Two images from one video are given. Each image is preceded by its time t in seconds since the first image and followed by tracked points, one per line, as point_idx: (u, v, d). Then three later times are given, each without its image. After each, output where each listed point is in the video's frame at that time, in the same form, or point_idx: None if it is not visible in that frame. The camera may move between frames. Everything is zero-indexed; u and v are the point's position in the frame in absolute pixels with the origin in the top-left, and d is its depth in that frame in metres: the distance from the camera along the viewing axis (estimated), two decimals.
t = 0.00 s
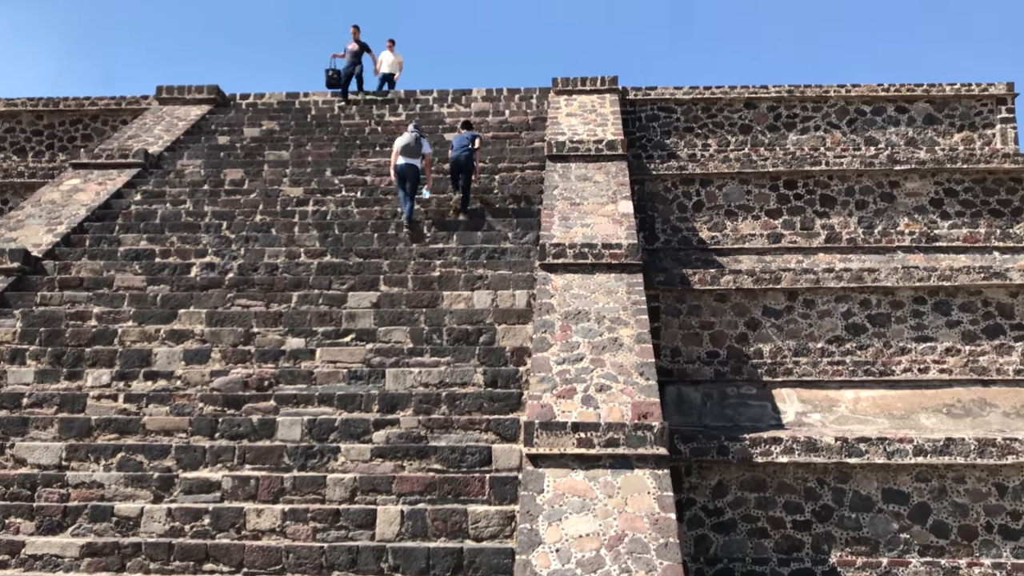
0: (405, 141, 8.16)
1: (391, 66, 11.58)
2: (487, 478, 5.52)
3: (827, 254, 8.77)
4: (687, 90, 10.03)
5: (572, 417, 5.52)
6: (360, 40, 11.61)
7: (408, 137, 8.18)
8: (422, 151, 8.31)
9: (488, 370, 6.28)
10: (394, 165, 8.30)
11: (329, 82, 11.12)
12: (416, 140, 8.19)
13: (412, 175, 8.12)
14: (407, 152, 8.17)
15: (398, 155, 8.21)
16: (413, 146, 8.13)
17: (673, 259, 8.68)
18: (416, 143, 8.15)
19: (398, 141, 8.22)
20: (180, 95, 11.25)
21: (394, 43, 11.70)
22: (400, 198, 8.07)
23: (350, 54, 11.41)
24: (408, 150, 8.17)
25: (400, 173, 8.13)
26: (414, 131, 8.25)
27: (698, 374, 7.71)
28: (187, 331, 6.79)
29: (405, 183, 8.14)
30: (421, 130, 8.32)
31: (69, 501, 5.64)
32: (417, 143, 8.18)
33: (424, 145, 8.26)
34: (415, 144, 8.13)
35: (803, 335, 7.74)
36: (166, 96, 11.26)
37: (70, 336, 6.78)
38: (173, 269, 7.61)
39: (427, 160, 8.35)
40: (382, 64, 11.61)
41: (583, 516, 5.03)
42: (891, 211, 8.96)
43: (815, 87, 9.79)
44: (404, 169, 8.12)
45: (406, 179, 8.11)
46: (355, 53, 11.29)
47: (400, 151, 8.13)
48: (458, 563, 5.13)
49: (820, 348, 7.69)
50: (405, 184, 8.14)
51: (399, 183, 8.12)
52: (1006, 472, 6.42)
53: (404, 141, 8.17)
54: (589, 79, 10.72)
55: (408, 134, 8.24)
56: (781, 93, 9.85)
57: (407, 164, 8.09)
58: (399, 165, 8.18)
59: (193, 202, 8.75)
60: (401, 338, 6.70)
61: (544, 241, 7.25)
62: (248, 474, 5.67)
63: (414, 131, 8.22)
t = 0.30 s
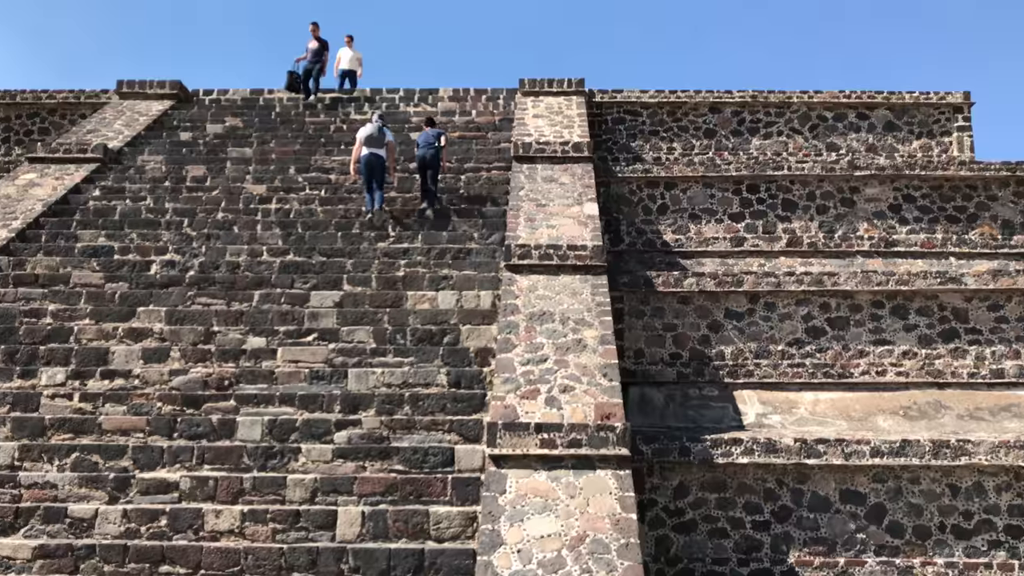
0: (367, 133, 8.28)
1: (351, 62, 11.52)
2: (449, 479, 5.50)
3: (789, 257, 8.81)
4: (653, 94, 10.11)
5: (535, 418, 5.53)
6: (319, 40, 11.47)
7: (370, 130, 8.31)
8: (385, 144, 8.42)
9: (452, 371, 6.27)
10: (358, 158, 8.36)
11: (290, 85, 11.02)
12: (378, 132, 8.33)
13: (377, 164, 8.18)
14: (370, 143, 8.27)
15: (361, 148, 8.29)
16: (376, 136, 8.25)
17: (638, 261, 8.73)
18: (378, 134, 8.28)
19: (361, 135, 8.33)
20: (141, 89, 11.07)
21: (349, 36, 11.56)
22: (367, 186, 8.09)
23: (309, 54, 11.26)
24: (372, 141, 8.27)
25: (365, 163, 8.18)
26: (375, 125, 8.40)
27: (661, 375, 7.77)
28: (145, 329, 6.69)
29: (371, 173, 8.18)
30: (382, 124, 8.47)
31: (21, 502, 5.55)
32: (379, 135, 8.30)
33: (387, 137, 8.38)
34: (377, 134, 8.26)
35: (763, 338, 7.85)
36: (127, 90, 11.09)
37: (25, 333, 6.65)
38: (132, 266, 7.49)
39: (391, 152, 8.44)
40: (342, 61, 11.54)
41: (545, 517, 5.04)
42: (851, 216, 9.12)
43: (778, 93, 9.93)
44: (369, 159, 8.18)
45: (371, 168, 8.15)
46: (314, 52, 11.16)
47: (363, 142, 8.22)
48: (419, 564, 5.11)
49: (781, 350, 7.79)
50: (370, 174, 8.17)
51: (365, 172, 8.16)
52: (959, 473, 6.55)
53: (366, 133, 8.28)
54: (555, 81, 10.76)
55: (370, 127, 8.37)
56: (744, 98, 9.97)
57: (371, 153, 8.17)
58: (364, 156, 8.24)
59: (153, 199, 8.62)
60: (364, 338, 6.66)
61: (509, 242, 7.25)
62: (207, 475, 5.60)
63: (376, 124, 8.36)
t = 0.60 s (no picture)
0: (332, 126, 8.24)
1: (309, 57, 11.43)
2: (410, 479, 5.48)
3: (749, 261, 8.89)
4: (617, 97, 10.17)
5: (497, 418, 5.54)
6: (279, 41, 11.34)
7: (334, 123, 8.26)
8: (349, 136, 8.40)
9: (414, 371, 6.25)
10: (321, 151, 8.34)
11: (249, 84, 10.73)
12: (342, 125, 8.28)
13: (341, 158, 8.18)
14: (334, 137, 8.24)
15: (325, 141, 8.26)
16: (340, 129, 8.21)
17: (601, 262, 8.77)
18: (343, 128, 8.24)
19: (325, 127, 8.28)
20: (99, 82, 10.86)
21: (309, 31, 11.49)
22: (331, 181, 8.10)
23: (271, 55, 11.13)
24: (336, 134, 8.24)
25: (330, 157, 8.17)
26: (339, 117, 8.34)
27: (623, 376, 7.82)
28: (101, 326, 6.57)
29: (335, 167, 8.18)
30: (346, 115, 8.42)
31: None
32: (344, 128, 8.27)
33: (351, 130, 8.36)
34: (342, 128, 8.22)
35: (724, 340, 7.95)
36: (84, 83, 10.89)
37: None
38: (88, 262, 7.36)
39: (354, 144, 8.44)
40: (300, 57, 11.44)
41: (506, 516, 5.04)
42: (810, 220, 9.27)
43: (740, 98, 10.05)
44: (333, 153, 8.17)
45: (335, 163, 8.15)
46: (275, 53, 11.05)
47: (327, 136, 8.18)
48: (379, 564, 5.09)
49: (740, 352, 7.89)
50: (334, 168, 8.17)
51: (329, 167, 8.15)
52: (912, 474, 6.70)
53: (330, 126, 8.24)
54: (521, 82, 10.78)
55: (334, 119, 8.32)
56: (707, 102, 10.07)
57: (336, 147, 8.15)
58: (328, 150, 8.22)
59: (111, 194, 8.48)
60: (325, 337, 6.61)
61: (473, 241, 7.24)
62: (162, 475, 5.52)
63: (340, 117, 8.31)
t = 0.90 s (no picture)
0: (293, 121, 8.21)
1: (267, 49, 11.32)
2: (367, 478, 5.45)
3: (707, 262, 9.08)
4: (580, 98, 10.21)
5: (455, 417, 5.53)
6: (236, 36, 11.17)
7: (295, 118, 8.24)
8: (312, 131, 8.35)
9: (372, 369, 6.21)
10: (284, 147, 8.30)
11: (208, 78, 10.54)
12: (303, 119, 8.25)
13: (303, 152, 8.12)
14: (295, 131, 8.20)
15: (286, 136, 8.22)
16: (301, 123, 8.18)
17: (563, 262, 8.80)
18: (303, 122, 8.20)
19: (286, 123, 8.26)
20: (53, 73, 10.63)
21: (264, 23, 11.43)
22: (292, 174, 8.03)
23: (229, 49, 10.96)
24: (297, 129, 8.20)
25: (291, 151, 8.12)
26: (301, 112, 8.33)
27: (583, 375, 7.85)
28: (51, 322, 6.44)
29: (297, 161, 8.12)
30: (308, 112, 8.40)
31: None
32: (305, 122, 8.23)
33: (313, 124, 8.32)
34: (303, 122, 8.19)
35: (682, 340, 8.03)
36: (37, 73, 10.66)
37: None
38: (39, 257, 7.21)
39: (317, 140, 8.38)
40: (257, 49, 11.32)
41: (463, 516, 5.04)
42: (768, 223, 9.41)
43: (701, 102, 10.17)
44: (294, 146, 8.11)
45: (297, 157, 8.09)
46: (233, 47, 10.90)
47: (288, 130, 8.15)
48: (334, 564, 5.07)
49: (698, 352, 7.97)
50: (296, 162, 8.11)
51: (290, 160, 8.09)
52: (864, 473, 6.82)
53: (291, 121, 8.21)
54: (484, 81, 10.79)
55: (295, 115, 8.30)
56: (669, 105, 10.17)
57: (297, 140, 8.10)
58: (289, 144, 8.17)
59: (64, 187, 8.31)
60: (282, 335, 6.54)
61: (434, 240, 7.21)
62: (113, 473, 5.43)
63: (301, 112, 8.29)
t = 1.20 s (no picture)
0: (254, 105, 8.21)
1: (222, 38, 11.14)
2: (323, 477, 5.41)
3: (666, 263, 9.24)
4: (543, 97, 10.24)
5: (413, 416, 5.50)
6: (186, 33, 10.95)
7: (257, 102, 8.24)
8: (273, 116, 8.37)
9: (330, 368, 6.17)
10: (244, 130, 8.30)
11: (163, 75, 10.12)
12: (265, 104, 8.25)
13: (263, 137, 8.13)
14: (256, 116, 8.20)
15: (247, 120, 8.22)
16: (263, 108, 8.18)
17: (523, 262, 8.83)
18: (265, 107, 8.21)
19: (247, 107, 8.26)
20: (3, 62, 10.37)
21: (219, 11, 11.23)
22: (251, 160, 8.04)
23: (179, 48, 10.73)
24: (258, 114, 8.20)
25: (251, 136, 8.12)
26: (263, 96, 8.32)
27: (542, 375, 7.86)
28: None
29: (256, 146, 8.12)
30: (270, 96, 8.40)
31: None
32: (267, 107, 8.23)
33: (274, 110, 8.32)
34: (264, 107, 8.20)
35: (640, 340, 8.08)
36: None
37: None
38: None
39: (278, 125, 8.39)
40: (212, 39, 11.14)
41: (420, 515, 5.02)
42: (726, 225, 9.53)
43: (662, 104, 10.26)
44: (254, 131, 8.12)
45: (257, 142, 8.09)
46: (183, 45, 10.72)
47: (248, 114, 8.15)
48: (288, 563, 5.04)
49: (656, 352, 8.03)
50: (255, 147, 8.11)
51: (250, 145, 8.10)
52: (816, 472, 6.94)
53: (253, 105, 8.21)
54: (446, 79, 10.77)
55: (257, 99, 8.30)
56: (630, 107, 10.25)
57: (257, 126, 8.10)
58: (249, 128, 8.17)
59: (14, 179, 8.13)
60: (238, 332, 6.46)
61: (394, 237, 7.18)
62: (61, 471, 5.32)
63: (263, 96, 8.29)
